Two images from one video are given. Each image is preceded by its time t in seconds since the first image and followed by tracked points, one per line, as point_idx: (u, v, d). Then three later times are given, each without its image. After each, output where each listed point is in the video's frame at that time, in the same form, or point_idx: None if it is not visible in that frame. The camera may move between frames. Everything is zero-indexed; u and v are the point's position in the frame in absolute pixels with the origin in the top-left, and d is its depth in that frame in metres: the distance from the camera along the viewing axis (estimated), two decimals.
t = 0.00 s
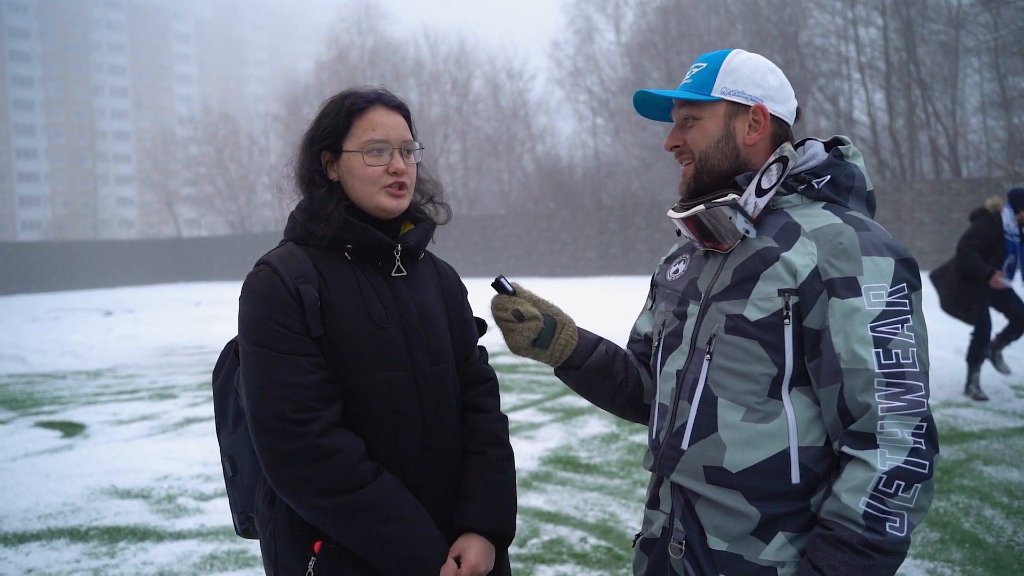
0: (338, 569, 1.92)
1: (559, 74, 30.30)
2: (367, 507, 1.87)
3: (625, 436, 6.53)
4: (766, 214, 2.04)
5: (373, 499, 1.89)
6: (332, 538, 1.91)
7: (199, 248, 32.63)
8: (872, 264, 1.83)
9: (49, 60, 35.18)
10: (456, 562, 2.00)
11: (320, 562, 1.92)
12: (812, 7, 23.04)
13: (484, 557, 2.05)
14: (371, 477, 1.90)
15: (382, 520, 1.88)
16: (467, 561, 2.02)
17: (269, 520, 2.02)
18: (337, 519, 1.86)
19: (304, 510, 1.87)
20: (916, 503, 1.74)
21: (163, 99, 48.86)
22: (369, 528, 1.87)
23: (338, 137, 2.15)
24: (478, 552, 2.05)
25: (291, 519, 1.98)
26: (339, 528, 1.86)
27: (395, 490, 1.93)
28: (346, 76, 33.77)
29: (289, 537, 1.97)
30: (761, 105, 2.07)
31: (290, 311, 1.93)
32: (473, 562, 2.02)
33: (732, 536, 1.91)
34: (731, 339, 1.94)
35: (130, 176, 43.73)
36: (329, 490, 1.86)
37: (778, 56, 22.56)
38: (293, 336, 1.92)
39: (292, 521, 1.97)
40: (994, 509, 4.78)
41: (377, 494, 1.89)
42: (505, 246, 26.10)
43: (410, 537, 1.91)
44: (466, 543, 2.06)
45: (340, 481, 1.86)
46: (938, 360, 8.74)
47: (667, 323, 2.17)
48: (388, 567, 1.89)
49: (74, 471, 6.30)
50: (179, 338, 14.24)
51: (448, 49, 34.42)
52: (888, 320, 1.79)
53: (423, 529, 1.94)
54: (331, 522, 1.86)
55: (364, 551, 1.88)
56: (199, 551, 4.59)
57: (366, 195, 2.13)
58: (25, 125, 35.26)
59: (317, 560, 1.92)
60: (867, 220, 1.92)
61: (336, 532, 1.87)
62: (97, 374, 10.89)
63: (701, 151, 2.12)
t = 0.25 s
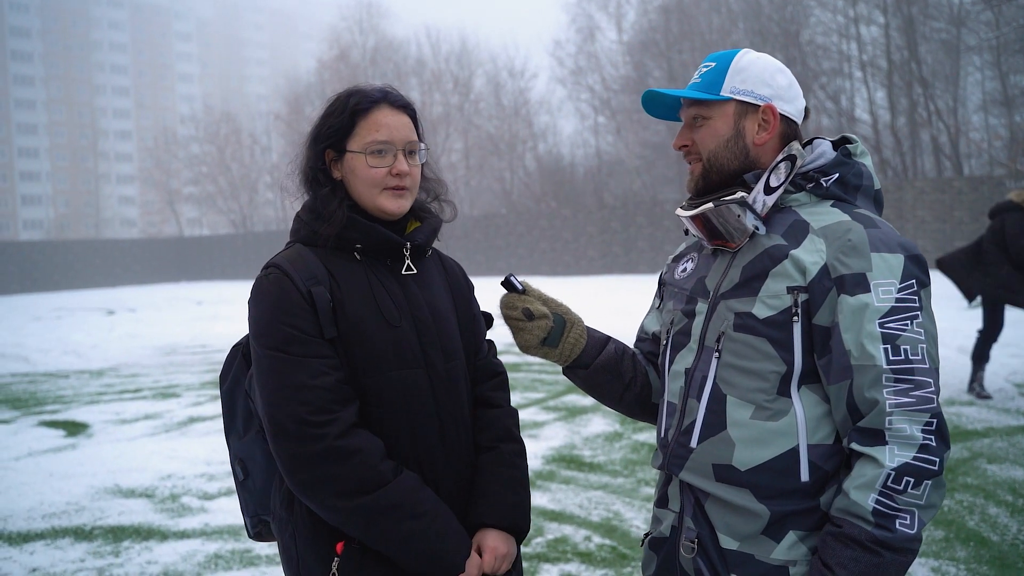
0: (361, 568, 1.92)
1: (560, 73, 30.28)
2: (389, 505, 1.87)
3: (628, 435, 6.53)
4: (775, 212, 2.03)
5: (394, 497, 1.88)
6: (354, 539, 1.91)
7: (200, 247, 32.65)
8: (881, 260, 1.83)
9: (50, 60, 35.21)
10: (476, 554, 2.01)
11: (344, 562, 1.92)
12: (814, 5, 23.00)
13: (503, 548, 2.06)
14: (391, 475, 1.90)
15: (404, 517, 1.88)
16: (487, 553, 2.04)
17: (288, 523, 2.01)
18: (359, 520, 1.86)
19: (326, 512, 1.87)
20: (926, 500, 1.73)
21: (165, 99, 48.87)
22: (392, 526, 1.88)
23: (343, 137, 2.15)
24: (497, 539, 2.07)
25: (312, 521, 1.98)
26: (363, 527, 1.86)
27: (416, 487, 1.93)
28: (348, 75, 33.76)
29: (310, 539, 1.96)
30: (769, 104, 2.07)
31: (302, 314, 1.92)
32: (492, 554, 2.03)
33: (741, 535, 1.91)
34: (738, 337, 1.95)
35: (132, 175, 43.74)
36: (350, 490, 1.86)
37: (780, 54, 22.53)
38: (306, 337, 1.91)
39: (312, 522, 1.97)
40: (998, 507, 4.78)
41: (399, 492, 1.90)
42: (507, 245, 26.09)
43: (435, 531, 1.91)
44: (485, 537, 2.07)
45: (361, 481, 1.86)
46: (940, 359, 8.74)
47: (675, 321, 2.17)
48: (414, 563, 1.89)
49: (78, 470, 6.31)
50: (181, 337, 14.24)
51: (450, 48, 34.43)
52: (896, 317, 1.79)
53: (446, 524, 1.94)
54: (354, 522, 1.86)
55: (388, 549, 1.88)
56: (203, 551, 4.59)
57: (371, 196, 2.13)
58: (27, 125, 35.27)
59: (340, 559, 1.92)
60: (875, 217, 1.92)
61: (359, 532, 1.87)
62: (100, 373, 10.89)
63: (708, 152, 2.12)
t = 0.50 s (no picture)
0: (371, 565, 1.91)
1: (561, 72, 30.30)
2: (403, 503, 1.87)
3: (631, 434, 6.53)
4: (779, 212, 2.03)
5: (409, 493, 1.88)
6: (365, 533, 1.91)
7: (201, 246, 32.65)
8: (885, 262, 1.83)
9: (50, 59, 35.19)
10: (486, 553, 2.01)
11: (354, 556, 1.91)
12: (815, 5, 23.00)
13: (514, 548, 2.07)
14: (406, 471, 1.90)
15: (418, 513, 1.88)
16: (496, 552, 2.05)
17: (298, 519, 2.01)
18: (372, 514, 1.86)
19: (340, 507, 1.86)
20: (932, 501, 1.73)
21: (165, 99, 48.87)
22: (405, 522, 1.87)
23: (359, 137, 2.15)
24: (507, 540, 2.08)
25: (322, 516, 1.97)
26: (376, 523, 1.86)
27: (430, 483, 1.94)
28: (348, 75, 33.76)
29: (319, 534, 1.95)
30: (774, 105, 2.06)
31: (320, 308, 1.92)
32: (504, 552, 2.04)
33: (745, 535, 1.91)
34: (743, 338, 1.94)
35: (132, 175, 43.73)
36: (365, 485, 1.86)
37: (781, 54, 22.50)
38: (324, 332, 1.91)
39: (322, 518, 1.96)
40: (1000, 506, 4.78)
41: (413, 488, 1.90)
42: (508, 244, 26.09)
43: (447, 530, 1.91)
44: (493, 537, 2.08)
45: (375, 476, 1.86)
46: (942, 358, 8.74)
47: (679, 322, 2.17)
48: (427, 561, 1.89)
49: (80, 470, 6.30)
50: (182, 337, 14.24)
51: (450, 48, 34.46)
52: (901, 319, 1.79)
53: (459, 523, 1.93)
54: (368, 517, 1.86)
55: (401, 546, 1.88)
56: (206, 550, 4.59)
57: (386, 195, 2.13)
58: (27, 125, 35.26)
59: (350, 554, 1.92)
60: (879, 219, 1.92)
61: (373, 527, 1.86)
62: (101, 373, 10.89)
63: (712, 152, 2.12)
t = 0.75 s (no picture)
0: (375, 560, 1.91)
1: (559, 72, 30.31)
2: (413, 497, 1.87)
3: (630, 434, 6.53)
4: (779, 213, 2.03)
5: (419, 489, 1.89)
6: (374, 528, 1.91)
7: (199, 246, 32.62)
8: (885, 264, 1.83)
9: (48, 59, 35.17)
10: (491, 552, 2.02)
11: (361, 550, 1.91)
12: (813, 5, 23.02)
13: (516, 547, 2.08)
14: (417, 467, 1.91)
15: (428, 508, 1.89)
16: (501, 551, 2.05)
17: (302, 512, 2.00)
18: (384, 509, 1.86)
19: (350, 501, 1.86)
20: (940, 500, 1.73)
21: (163, 98, 48.84)
22: (415, 517, 1.87)
23: (370, 135, 2.16)
24: (511, 541, 2.08)
25: (328, 512, 1.95)
26: (386, 516, 1.86)
27: (440, 480, 1.94)
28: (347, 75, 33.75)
29: (326, 529, 1.94)
30: (773, 104, 2.06)
31: (334, 303, 1.92)
32: (506, 554, 2.04)
33: (746, 536, 1.91)
34: (743, 340, 1.95)
35: (130, 175, 43.68)
36: (378, 479, 1.86)
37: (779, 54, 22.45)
38: (338, 327, 1.91)
39: (329, 513, 1.95)
40: (999, 506, 4.79)
41: (424, 484, 1.90)
42: (507, 244, 26.10)
43: (457, 525, 1.91)
44: (498, 536, 2.08)
45: (388, 471, 1.86)
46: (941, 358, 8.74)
47: (680, 323, 2.17)
48: (435, 556, 1.89)
49: (79, 471, 6.29)
50: (182, 336, 14.23)
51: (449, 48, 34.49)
52: (900, 320, 1.80)
53: (468, 518, 1.94)
54: (378, 511, 1.86)
55: (409, 540, 1.88)
56: (206, 551, 4.58)
57: (395, 193, 2.13)
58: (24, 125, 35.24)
59: (357, 550, 1.91)
60: (880, 219, 1.92)
61: (383, 522, 1.87)
62: (100, 373, 10.88)
63: (711, 152, 2.13)
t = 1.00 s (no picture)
0: (367, 561, 1.91)
1: (556, 72, 30.33)
2: (408, 499, 1.87)
3: (627, 434, 6.54)
4: (779, 213, 2.04)
5: (414, 492, 1.89)
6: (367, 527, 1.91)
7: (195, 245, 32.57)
8: (886, 263, 1.84)
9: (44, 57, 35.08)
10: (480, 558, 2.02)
11: (352, 548, 1.90)
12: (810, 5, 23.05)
13: (505, 552, 2.08)
14: (413, 471, 1.90)
15: (423, 512, 1.88)
16: (490, 556, 2.05)
17: (297, 507, 1.99)
18: (379, 510, 1.85)
19: (346, 499, 1.86)
20: (947, 498, 1.74)
21: (159, 98, 48.75)
22: (409, 520, 1.87)
23: (376, 129, 2.15)
24: (500, 547, 2.08)
25: (322, 509, 1.96)
26: (382, 517, 1.86)
27: (435, 484, 1.94)
28: (343, 74, 33.72)
29: (319, 526, 1.94)
30: (773, 103, 2.07)
31: (337, 300, 1.91)
32: (494, 558, 2.04)
33: (748, 536, 1.92)
34: (744, 340, 1.95)
35: (126, 174, 43.57)
36: (374, 480, 1.85)
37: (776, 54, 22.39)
38: (341, 325, 1.90)
39: (324, 510, 1.95)
40: (996, 506, 4.80)
41: (419, 488, 1.89)
42: (503, 244, 26.09)
43: (450, 529, 1.91)
44: (487, 539, 2.09)
45: (384, 473, 1.86)
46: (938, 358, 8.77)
47: (681, 324, 2.17)
48: (426, 560, 1.90)
49: (76, 470, 6.28)
50: (178, 336, 14.21)
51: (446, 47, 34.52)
52: (902, 320, 1.80)
53: (460, 523, 1.94)
54: (373, 513, 1.86)
55: (402, 542, 1.88)
56: (204, 550, 4.58)
57: (400, 187, 2.12)
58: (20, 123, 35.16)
59: (348, 547, 1.91)
60: (881, 219, 1.93)
61: (377, 523, 1.86)
62: (96, 372, 10.85)
63: (711, 152, 2.13)
